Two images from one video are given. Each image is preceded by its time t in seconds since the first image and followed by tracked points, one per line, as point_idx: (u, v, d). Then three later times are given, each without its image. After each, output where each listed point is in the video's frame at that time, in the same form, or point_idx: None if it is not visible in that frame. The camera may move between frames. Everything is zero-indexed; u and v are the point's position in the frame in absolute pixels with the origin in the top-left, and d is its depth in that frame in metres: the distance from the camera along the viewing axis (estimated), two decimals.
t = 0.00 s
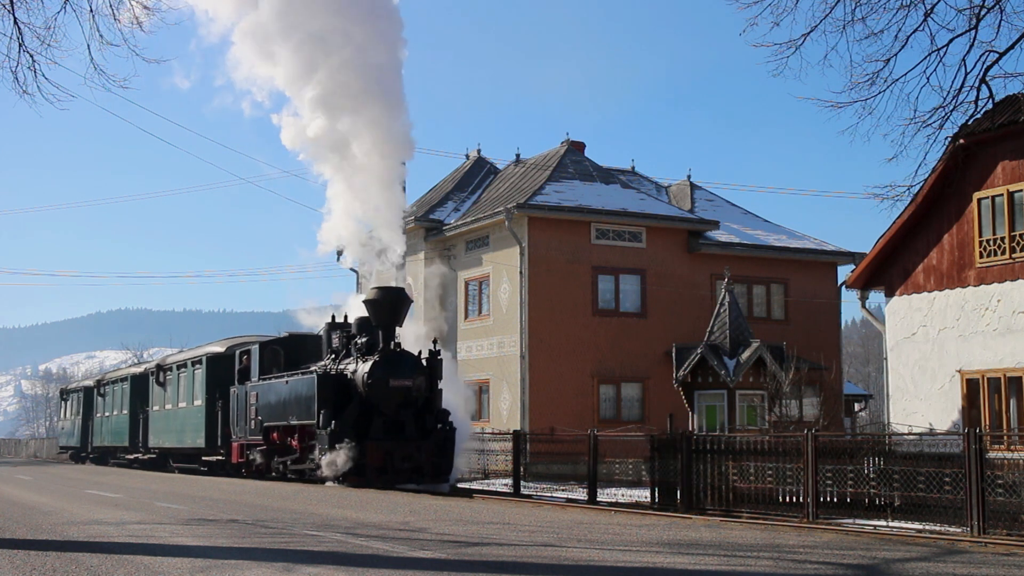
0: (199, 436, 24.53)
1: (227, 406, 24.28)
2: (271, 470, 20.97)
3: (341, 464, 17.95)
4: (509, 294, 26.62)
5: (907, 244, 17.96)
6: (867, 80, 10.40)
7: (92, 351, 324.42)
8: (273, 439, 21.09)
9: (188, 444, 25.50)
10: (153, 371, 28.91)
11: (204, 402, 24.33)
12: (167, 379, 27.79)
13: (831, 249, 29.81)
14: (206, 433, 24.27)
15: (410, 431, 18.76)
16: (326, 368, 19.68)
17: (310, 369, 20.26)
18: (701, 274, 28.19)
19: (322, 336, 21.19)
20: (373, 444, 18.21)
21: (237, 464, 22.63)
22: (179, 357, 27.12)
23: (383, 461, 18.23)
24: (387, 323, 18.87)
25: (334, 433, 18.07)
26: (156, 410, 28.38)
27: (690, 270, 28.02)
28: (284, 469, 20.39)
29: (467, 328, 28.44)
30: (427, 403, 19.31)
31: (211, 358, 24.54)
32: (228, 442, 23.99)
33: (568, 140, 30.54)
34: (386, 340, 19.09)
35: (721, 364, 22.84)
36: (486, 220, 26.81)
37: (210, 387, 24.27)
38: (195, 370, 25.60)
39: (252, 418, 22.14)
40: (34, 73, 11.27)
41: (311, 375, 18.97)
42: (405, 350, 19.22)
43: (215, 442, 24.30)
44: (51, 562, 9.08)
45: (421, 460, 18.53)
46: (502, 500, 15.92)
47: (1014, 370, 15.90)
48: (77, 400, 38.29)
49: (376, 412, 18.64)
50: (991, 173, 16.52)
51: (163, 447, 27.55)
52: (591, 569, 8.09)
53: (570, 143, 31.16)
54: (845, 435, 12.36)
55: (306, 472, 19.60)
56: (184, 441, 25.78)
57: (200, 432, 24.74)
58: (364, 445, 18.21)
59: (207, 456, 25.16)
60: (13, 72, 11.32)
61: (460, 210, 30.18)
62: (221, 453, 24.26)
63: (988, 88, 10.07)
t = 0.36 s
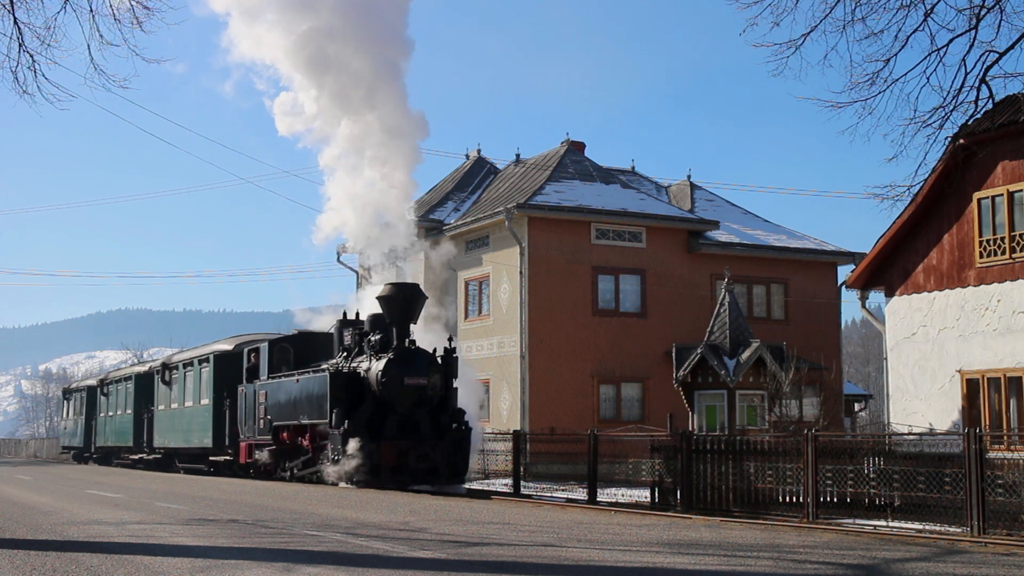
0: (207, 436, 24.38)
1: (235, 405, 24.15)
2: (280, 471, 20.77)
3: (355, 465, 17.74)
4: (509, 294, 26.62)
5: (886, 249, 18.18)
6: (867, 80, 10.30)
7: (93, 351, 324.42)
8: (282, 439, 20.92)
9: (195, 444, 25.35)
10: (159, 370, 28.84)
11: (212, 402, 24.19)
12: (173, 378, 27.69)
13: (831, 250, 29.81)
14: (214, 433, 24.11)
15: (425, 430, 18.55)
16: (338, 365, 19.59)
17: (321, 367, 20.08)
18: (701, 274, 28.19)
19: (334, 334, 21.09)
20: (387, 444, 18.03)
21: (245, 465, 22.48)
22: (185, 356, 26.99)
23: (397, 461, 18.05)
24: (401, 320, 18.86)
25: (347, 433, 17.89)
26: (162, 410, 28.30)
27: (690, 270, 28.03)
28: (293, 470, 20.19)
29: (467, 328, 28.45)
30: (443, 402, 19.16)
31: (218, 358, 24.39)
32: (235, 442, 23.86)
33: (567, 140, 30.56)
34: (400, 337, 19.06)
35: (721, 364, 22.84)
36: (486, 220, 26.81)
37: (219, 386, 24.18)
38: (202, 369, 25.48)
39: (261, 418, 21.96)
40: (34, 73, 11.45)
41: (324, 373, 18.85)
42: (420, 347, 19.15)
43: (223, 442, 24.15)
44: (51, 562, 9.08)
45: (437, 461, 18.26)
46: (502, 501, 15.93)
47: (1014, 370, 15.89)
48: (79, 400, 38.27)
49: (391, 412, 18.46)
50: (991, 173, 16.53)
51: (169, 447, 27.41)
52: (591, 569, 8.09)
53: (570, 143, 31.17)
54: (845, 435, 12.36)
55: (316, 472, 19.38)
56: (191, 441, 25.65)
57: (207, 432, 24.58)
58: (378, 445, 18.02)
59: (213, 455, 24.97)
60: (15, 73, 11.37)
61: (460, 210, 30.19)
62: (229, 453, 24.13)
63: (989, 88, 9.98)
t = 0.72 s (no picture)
0: (214, 435, 24.21)
1: (243, 404, 24.02)
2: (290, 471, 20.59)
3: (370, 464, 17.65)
4: (509, 294, 26.62)
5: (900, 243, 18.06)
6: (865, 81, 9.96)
7: (93, 351, 324.41)
8: (293, 439, 20.74)
9: (201, 444, 25.17)
10: (164, 369, 28.76)
11: (220, 401, 24.05)
12: (180, 377, 27.58)
13: (831, 249, 29.82)
14: (221, 433, 23.95)
15: (442, 430, 18.28)
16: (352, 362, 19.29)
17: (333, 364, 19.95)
18: (701, 274, 28.19)
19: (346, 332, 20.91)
20: (403, 444, 17.82)
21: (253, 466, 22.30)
22: (191, 355, 26.88)
23: (414, 462, 17.75)
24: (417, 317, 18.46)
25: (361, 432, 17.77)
26: (167, 410, 28.18)
27: (690, 270, 28.03)
28: (304, 470, 19.98)
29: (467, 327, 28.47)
30: (460, 402, 18.88)
31: (226, 356, 24.27)
32: (242, 441, 23.70)
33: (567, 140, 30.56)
34: (416, 334, 18.71)
35: (721, 364, 22.85)
36: (486, 220, 26.81)
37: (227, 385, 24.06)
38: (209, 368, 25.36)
39: (271, 417, 21.82)
40: (33, 72, 11.09)
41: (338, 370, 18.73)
42: (436, 345, 18.78)
43: (231, 442, 23.98)
44: (51, 563, 9.08)
45: (456, 462, 17.79)
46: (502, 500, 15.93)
47: (1014, 370, 15.90)
48: (82, 400, 38.25)
49: (406, 411, 18.25)
50: (991, 173, 16.53)
51: (175, 447, 27.25)
52: (591, 569, 8.09)
53: (570, 142, 31.17)
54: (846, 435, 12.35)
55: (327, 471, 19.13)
56: (198, 441, 25.48)
57: (214, 431, 24.41)
58: (393, 445, 17.85)
59: (220, 455, 24.77)
60: (12, 74, 11.10)
61: (460, 210, 30.19)
62: (236, 453, 23.95)
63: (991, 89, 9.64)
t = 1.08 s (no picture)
0: (222, 435, 23.81)
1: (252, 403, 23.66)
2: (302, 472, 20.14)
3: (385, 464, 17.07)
4: (509, 294, 26.62)
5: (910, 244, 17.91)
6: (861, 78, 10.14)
7: (94, 351, 324.46)
8: (304, 439, 20.28)
9: (209, 444, 24.82)
10: (171, 367, 28.46)
11: (228, 399, 23.64)
12: (186, 375, 27.29)
13: (831, 250, 29.81)
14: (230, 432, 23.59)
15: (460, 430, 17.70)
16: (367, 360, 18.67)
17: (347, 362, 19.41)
18: (701, 274, 28.20)
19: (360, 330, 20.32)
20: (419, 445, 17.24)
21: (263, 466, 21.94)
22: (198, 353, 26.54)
23: (431, 462, 17.18)
24: (433, 315, 17.81)
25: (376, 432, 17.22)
26: (174, 409, 27.93)
27: (690, 270, 28.03)
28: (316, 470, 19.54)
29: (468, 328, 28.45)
30: (478, 400, 18.25)
31: (234, 352, 23.85)
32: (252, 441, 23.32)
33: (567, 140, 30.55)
34: (433, 331, 18.02)
35: (721, 364, 22.85)
36: (486, 220, 26.81)
37: (235, 383, 23.65)
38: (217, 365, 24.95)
39: (281, 417, 21.45)
40: (34, 73, 11.33)
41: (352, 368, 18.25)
42: (453, 343, 18.19)
43: (240, 441, 23.62)
44: (51, 562, 9.08)
45: (474, 462, 17.29)
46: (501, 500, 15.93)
47: (1014, 370, 15.90)
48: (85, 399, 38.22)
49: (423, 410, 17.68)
50: (991, 173, 16.53)
51: (182, 447, 26.93)
52: (591, 569, 8.08)
53: (570, 143, 31.16)
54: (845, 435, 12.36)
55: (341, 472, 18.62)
56: (206, 440, 25.12)
57: (222, 431, 24.01)
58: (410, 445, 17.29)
59: (229, 455, 24.41)
60: (14, 73, 11.32)
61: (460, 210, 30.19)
62: (245, 453, 23.57)
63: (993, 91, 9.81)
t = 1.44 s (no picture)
0: (230, 435, 23.11)
1: (262, 402, 22.94)
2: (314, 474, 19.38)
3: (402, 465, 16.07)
4: (509, 295, 26.61)
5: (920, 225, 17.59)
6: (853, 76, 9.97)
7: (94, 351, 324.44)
8: (316, 439, 19.47)
9: (216, 445, 24.17)
10: (176, 366, 27.92)
11: (235, 398, 22.90)
12: (193, 374, 26.77)
13: (831, 249, 29.80)
14: (237, 432, 22.88)
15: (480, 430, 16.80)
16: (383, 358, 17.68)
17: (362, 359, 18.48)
18: (701, 274, 28.20)
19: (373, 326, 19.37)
20: (437, 445, 16.41)
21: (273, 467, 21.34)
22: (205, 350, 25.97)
23: (449, 464, 16.35)
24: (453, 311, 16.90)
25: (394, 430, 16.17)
26: (179, 408, 27.48)
27: (690, 270, 28.03)
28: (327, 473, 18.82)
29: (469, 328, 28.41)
30: (498, 399, 17.30)
31: (242, 350, 23.07)
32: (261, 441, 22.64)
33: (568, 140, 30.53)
34: (451, 328, 17.11)
35: (721, 364, 22.86)
36: (486, 220, 26.81)
37: (243, 382, 22.89)
38: (224, 363, 24.26)
39: (292, 416, 20.66)
40: (34, 73, 11.20)
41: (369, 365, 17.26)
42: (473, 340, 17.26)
43: (248, 442, 22.93)
44: (51, 562, 9.08)
45: (493, 463, 16.48)
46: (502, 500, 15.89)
47: (1014, 370, 15.90)
48: (88, 398, 38.22)
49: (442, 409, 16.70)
50: (990, 173, 16.53)
51: (189, 447, 26.36)
52: (591, 569, 8.08)
53: (570, 143, 31.13)
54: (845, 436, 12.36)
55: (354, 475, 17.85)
56: (212, 440, 24.48)
57: (230, 431, 23.30)
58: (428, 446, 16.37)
59: (236, 456, 23.76)
60: (14, 74, 11.18)
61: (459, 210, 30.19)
62: (254, 453, 22.91)
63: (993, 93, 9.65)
